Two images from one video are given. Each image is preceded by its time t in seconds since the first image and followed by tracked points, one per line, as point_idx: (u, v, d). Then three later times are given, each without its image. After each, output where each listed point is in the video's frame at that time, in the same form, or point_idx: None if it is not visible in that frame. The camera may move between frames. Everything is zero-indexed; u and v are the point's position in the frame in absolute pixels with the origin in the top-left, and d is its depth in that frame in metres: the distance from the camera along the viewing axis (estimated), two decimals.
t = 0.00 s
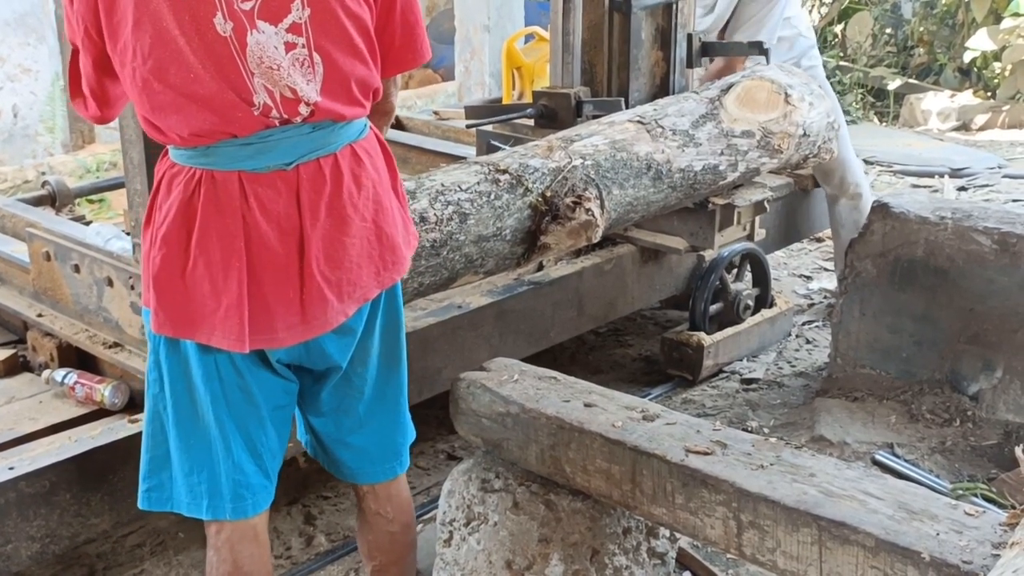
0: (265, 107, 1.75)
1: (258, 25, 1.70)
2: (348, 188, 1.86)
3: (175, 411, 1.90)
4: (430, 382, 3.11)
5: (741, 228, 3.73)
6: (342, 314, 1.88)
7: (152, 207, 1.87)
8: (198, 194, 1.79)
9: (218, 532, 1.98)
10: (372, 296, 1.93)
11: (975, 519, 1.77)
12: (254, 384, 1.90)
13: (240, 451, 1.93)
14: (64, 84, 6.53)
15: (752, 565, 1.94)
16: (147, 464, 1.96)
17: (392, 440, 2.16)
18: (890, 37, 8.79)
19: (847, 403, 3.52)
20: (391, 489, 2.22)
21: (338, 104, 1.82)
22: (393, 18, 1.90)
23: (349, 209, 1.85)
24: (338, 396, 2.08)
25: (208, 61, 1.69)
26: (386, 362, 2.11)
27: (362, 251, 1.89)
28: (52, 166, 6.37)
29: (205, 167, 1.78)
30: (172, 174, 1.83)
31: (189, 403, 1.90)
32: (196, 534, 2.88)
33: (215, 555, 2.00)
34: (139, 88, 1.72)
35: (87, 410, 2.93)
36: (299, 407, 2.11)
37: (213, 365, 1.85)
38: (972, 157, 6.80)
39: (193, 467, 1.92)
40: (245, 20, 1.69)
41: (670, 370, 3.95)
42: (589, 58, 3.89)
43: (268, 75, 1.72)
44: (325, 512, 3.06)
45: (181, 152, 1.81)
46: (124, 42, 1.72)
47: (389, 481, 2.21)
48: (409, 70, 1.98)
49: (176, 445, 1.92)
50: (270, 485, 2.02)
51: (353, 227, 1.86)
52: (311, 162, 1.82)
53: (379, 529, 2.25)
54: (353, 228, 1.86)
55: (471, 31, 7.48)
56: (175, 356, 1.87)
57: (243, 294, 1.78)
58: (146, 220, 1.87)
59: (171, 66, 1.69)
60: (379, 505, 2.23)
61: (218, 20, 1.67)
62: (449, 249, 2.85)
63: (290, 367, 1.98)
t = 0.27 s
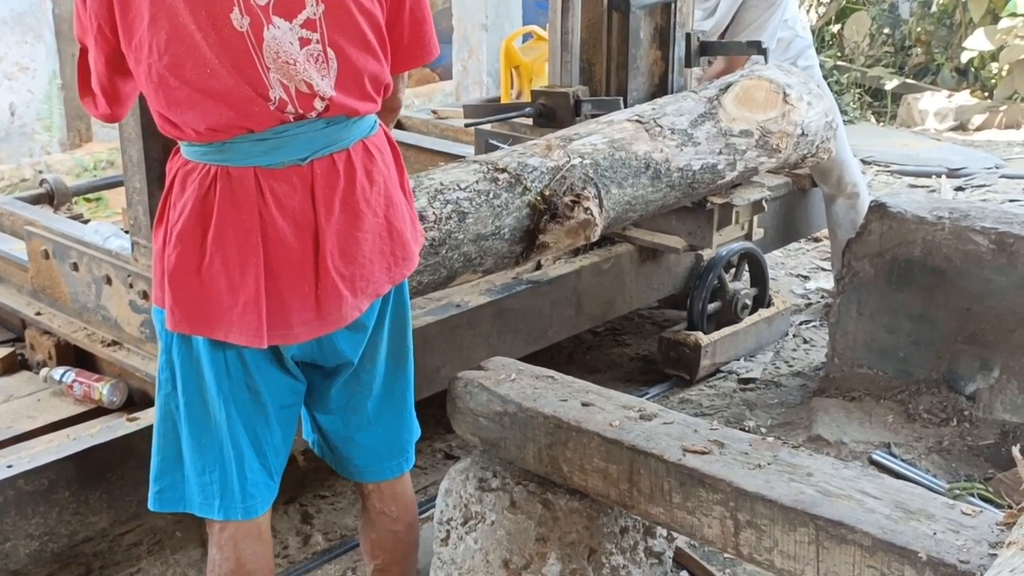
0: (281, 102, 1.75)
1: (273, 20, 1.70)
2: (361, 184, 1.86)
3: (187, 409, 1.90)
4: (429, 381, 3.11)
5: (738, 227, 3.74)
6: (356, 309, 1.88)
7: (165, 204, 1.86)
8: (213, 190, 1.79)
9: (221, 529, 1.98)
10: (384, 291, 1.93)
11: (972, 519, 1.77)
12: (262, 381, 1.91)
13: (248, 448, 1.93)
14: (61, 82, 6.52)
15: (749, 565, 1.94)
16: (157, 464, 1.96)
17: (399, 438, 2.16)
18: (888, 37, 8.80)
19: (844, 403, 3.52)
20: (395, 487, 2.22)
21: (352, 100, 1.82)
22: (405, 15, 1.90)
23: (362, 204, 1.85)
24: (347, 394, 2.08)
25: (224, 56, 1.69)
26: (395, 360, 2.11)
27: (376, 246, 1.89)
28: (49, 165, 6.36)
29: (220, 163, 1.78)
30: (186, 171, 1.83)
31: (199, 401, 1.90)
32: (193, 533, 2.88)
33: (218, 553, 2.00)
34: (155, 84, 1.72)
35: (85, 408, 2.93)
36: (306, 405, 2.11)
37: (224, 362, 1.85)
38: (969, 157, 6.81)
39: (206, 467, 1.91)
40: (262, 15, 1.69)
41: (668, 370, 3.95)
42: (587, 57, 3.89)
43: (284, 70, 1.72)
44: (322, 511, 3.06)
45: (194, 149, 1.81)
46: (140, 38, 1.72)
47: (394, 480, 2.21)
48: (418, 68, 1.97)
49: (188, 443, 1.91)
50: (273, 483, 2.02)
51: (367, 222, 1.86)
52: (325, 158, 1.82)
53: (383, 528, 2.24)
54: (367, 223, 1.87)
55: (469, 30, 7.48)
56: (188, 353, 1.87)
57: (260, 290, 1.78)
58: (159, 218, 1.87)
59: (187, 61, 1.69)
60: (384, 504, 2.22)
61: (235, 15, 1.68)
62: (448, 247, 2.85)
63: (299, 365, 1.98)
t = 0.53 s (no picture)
0: (287, 104, 1.75)
1: (279, 22, 1.70)
2: (365, 184, 1.86)
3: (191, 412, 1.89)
4: (430, 382, 3.12)
5: (739, 228, 3.74)
6: (361, 310, 1.88)
7: (170, 206, 1.86)
8: (220, 192, 1.79)
9: (224, 530, 1.98)
10: (389, 292, 1.93)
11: (973, 521, 1.77)
12: (266, 382, 1.91)
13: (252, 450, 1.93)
14: (62, 84, 6.53)
15: (749, 567, 1.94)
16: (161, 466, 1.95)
17: (401, 438, 2.16)
18: (888, 39, 8.81)
19: (845, 404, 3.51)
20: (397, 488, 2.22)
21: (356, 101, 1.83)
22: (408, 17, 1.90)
23: (367, 205, 1.86)
24: (350, 395, 2.08)
25: (231, 58, 1.69)
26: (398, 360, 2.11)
27: (380, 247, 1.89)
28: (50, 166, 6.37)
29: (226, 164, 1.78)
30: (191, 173, 1.83)
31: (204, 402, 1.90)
32: (194, 534, 2.88)
33: (220, 553, 2.00)
34: (161, 86, 1.73)
35: (87, 409, 2.94)
36: (309, 405, 2.11)
37: (228, 363, 1.85)
38: (970, 158, 6.81)
39: (210, 469, 1.91)
40: (267, 17, 1.70)
41: (669, 371, 3.95)
42: (589, 59, 3.90)
43: (290, 71, 1.72)
44: (323, 513, 3.06)
45: (199, 150, 1.81)
46: (146, 40, 1.72)
47: (396, 480, 2.21)
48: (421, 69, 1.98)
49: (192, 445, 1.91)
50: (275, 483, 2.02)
51: (371, 223, 1.86)
52: (330, 159, 1.82)
53: (384, 530, 2.24)
54: (371, 223, 1.87)
55: (470, 32, 7.48)
56: (193, 354, 1.87)
57: (267, 291, 1.78)
58: (163, 220, 1.87)
59: (194, 63, 1.69)
60: (386, 505, 2.23)
61: (241, 17, 1.68)
62: (449, 249, 2.86)
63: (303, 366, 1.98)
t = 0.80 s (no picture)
0: (280, 109, 1.76)
1: (272, 28, 1.71)
2: (359, 190, 1.87)
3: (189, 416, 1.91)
4: (432, 385, 3.12)
5: (741, 231, 3.77)
6: (355, 315, 1.89)
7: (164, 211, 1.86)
8: (214, 198, 1.79)
9: (224, 535, 1.99)
10: (383, 297, 1.94)
11: (975, 523, 1.77)
12: (262, 387, 1.91)
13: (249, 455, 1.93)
14: (64, 88, 6.54)
15: (752, 570, 1.94)
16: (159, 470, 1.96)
17: (398, 443, 2.16)
18: (889, 41, 8.81)
19: (847, 407, 3.51)
20: (396, 493, 2.23)
21: (350, 106, 1.83)
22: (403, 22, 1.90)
23: (361, 210, 1.87)
24: (346, 400, 2.08)
25: (224, 63, 1.70)
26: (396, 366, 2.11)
27: (374, 252, 1.90)
28: (53, 170, 6.39)
29: (220, 170, 1.78)
30: (185, 178, 1.83)
31: (200, 406, 1.91)
32: (197, 538, 2.88)
33: (221, 558, 2.01)
34: (155, 92, 1.73)
35: (91, 413, 2.94)
36: (306, 409, 2.12)
37: (223, 368, 1.86)
38: (971, 160, 6.81)
39: (208, 471, 1.93)
40: (260, 23, 1.70)
41: (671, 374, 3.95)
42: (590, 62, 3.91)
43: (283, 77, 1.73)
44: (326, 516, 3.06)
45: (193, 156, 1.81)
46: (140, 45, 1.73)
47: (395, 485, 2.22)
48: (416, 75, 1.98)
49: (190, 449, 1.93)
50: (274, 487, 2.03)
51: (365, 228, 1.87)
52: (324, 164, 1.83)
53: (384, 534, 2.25)
54: (365, 229, 1.88)
55: (470, 35, 7.49)
56: (189, 359, 1.87)
57: (261, 297, 1.79)
58: (157, 225, 1.87)
59: (188, 68, 1.70)
60: (385, 510, 2.23)
61: (234, 23, 1.68)
62: (451, 252, 2.86)
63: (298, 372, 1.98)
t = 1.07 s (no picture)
0: (266, 114, 1.75)
1: (258, 32, 1.70)
2: (348, 195, 1.86)
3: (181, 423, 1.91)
4: (433, 387, 3.12)
5: (742, 233, 3.76)
6: (344, 321, 1.89)
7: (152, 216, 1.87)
8: (200, 203, 1.79)
9: (222, 542, 1.99)
10: (373, 303, 1.93)
11: (977, 526, 1.77)
12: (254, 393, 1.90)
13: (243, 461, 1.93)
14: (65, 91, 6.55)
15: (753, 572, 1.94)
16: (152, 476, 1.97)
17: (394, 448, 2.16)
18: (889, 43, 8.82)
19: (847, 409, 3.50)
20: (392, 498, 2.23)
21: (338, 111, 1.82)
22: (393, 25, 1.90)
23: (350, 216, 1.86)
24: (339, 406, 2.08)
25: (209, 67, 1.69)
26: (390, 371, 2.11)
27: (363, 258, 1.89)
28: (54, 173, 6.39)
29: (206, 175, 1.78)
30: (172, 183, 1.83)
31: (191, 412, 1.91)
32: (197, 540, 2.88)
33: (218, 565, 2.01)
34: (142, 96, 1.74)
35: (91, 416, 2.94)
36: (300, 416, 2.11)
37: (214, 375, 1.85)
38: (972, 162, 6.82)
39: (200, 477, 1.94)
40: (246, 27, 1.69)
41: (671, 376, 3.95)
42: (590, 64, 3.91)
43: (269, 81, 1.72)
44: (326, 519, 3.06)
45: (180, 160, 1.81)
46: (127, 49, 1.73)
47: (391, 490, 2.21)
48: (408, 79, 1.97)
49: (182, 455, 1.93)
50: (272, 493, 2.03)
51: (353, 234, 1.86)
52: (311, 170, 1.82)
53: (380, 538, 2.25)
54: (353, 235, 1.87)
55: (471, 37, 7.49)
56: (179, 365, 1.87)
57: (247, 303, 1.79)
58: (146, 230, 1.87)
59: (173, 73, 1.70)
60: (381, 514, 2.23)
61: (219, 27, 1.68)
62: (452, 254, 2.86)
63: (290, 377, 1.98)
